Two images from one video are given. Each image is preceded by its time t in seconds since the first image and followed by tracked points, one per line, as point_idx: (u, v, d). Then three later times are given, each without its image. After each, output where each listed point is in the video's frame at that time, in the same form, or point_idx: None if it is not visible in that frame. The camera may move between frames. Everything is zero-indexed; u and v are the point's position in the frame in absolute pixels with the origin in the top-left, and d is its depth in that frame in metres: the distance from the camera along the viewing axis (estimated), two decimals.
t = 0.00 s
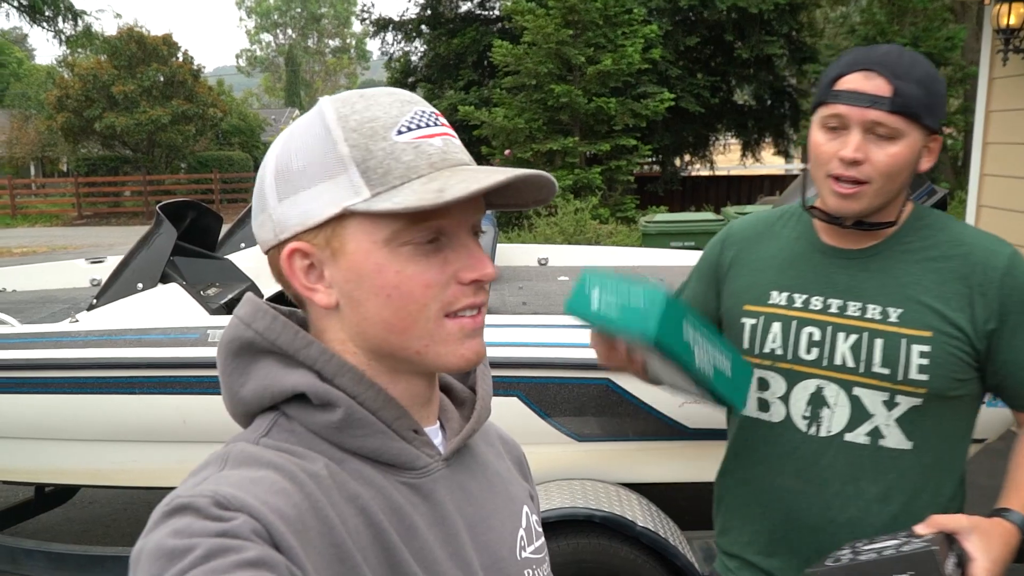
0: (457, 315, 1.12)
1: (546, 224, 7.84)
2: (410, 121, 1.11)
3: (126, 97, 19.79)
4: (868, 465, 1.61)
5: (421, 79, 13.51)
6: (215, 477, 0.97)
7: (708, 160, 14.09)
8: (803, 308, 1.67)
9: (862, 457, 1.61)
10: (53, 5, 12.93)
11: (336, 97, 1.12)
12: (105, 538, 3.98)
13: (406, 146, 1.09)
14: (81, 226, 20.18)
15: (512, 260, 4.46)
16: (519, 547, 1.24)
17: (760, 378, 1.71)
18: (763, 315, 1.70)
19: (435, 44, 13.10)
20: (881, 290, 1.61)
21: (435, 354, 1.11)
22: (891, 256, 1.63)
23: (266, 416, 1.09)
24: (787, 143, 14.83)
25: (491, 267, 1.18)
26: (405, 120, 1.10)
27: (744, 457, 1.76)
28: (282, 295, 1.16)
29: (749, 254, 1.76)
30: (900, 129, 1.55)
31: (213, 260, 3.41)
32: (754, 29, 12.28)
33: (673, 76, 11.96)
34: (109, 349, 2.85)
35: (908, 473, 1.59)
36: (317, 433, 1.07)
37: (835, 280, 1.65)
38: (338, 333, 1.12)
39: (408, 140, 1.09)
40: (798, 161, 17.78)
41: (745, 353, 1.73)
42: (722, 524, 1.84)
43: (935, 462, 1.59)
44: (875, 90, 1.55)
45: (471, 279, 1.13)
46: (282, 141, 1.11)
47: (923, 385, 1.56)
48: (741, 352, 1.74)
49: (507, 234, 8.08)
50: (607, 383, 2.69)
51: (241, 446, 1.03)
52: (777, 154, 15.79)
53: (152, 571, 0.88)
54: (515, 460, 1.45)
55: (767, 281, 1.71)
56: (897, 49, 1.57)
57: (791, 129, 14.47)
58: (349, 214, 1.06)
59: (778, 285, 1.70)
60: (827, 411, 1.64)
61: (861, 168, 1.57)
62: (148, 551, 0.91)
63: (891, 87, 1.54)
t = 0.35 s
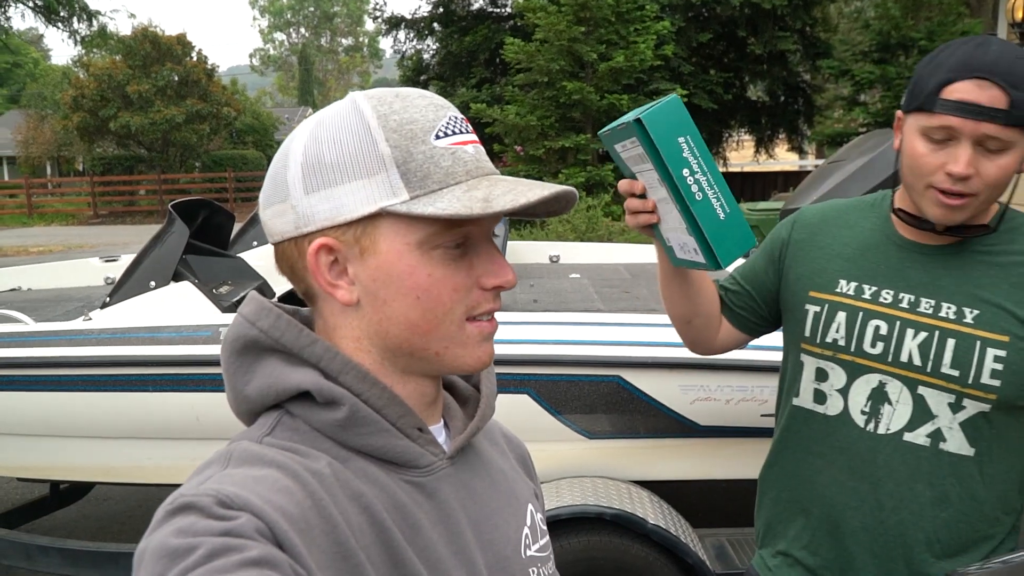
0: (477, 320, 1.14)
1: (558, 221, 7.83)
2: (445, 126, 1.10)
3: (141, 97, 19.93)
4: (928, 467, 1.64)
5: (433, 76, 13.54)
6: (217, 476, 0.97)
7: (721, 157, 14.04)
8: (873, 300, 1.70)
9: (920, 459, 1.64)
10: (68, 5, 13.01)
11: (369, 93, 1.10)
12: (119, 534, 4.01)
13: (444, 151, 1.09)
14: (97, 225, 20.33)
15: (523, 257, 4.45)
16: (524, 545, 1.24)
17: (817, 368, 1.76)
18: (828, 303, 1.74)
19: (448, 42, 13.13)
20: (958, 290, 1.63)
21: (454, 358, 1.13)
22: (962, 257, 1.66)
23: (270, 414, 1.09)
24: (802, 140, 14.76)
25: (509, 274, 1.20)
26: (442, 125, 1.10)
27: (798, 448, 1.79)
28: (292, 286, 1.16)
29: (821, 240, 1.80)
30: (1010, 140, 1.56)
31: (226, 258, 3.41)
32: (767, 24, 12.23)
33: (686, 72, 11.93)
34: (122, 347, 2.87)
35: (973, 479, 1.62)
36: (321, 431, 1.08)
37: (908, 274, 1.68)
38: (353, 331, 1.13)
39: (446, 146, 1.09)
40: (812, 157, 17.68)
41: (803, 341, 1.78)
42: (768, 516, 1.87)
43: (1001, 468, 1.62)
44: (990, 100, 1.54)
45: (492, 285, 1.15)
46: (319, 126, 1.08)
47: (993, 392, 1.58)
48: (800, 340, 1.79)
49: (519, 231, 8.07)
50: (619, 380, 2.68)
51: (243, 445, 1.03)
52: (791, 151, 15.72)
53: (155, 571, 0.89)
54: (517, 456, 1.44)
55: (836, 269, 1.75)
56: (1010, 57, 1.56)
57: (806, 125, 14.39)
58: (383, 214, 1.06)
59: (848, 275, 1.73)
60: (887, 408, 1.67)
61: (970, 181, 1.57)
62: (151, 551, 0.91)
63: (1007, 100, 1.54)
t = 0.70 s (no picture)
0: (499, 321, 1.15)
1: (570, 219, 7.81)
2: (475, 131, 1.10)
3: (155, 92, 20.04)
4: (962, 471, 1.64)
5: (446, 73, 13.54)
6: (223, 475, 0.97)
7: (734, 155, 13.97)
8: (912, 301, 1.68)
9: (955, 465, 1.64)
10: (83, 0, 13.08)
11: (400, 91, 1.10)
12: (130, 527, 4.03)
13: (476, 155, 1.10)
14: (111, 220, 20.43)
15: (534, 254, 4.44)
16: (530, 543, 1.24)
17: (849, 368, 1.74)
18: (864, 302, 1.72)
19: (461, 38, 13.12)
20: (1002, 291, 1.62)
21: (474, 357, 1.13)
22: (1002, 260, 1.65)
23: (277, 413, 1.09)
24: (816, 138, 14.67)
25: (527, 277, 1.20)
26: (473, 130, 1.10)
27: (826, 450, 1.78)
28: (306, 283, 1.14)
29: (860, 235, 1.78)
30: None
31: (238, 253, 3.41)
32: (781, 23, 12.18)
33: (699, 70, 11.89)
34: (134, 341, 2.88)
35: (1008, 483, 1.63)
36: (328, 429, 1.08)
37: (949, 276, 1.67)
38: (372, 330, 1.13)
39: (477, 150, 1.10)
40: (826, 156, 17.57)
41: (835, 339, 1.76)
42: (791, 516, 1.86)
43: None
44: None
45: (512, 290, 1.15)
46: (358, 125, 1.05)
47: None
48: (832, 338, 1.77)
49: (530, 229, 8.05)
50: (629, 379, 2.67)
51: (248, 444, 1.04)
52: (804, 150, 15.63)
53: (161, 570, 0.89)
54: (525, 456, 1.44)
55: (876, 267, 1.73)
56: None
57: (820, 124, 14.31)
58: (418, 215, 1.06)
59: (886, 274, 1.72)
60: (921, 412, 1.66)
61: None
62: (157, 551, 0.91)
63: None
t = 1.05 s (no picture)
0: (513, 318, 1.16)
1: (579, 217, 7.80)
2: (500, 131, 1.12)
3: (164, 90, 20.14)
4: (983, 473, 1.64)
5: (455, 71, 13.56)
6: (234, 468, 0.98)
7: (743, 153, 13.94)
8: (929, 304, 1.68)
9: (976, 466, 1.64)
10: None
11: (428, 86, 1.10)
12: (139, 523, 4.05)
13: (502, 153, 1.11)
14: (120, 217, 20.51)
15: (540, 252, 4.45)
16: (538, 535, 1.24)
17: (867, 373, 1.74)
18: (880, 307, 1.72)
19: (469, 37, 13.14)
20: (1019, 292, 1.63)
21: (489, 353, 1.14)
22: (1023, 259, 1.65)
23: (287, 405, 1.10)
24: (825, 137, 14.62)
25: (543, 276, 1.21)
26: (498, 129, 1.11)
27: (841, 451, 1.78)
28: (322, 273, 1.14)
29: (872, 239, 1.78)
30: None
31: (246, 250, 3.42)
32: (790, 21, 12.15)
33: (708, 69, 11.88)
34: (145, 336, 2.91)
35: None
36: (338, 420, 1.09)
37: (968, 278, 1.67)
38: (389, 324, 1.13)
39: (503, 148, 1.11)
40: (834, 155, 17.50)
41: (851, 345, 1.76)
42: (807, 518, 1.86)
43: None
44: None
45: (527, 288, 1.16)
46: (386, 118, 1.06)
47: None
48: (846, 343, 1.77)
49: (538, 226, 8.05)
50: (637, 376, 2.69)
51: (259, 437, 1.05)
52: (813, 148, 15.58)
53: (171, 562, 0.89)
54: (532, 450, 1.44)
55: (888, 272, 1.74)
56: None
57: (829, 123, 14.26)
58: (444, 209, 1.07)
59: (901, 278, 1.72)
60: (942, 416, 1.66)
61: None
62: (168, 542, 0.92)
63: None
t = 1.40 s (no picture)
0: (520, 313, 1.17)
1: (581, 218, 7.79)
2: (512, 127, 1.12)
3: (168, 92, 20.19)
4: (973, 471, 1.63)
5: (458, 73, 13.59)
6: (235, 460, 1.00)
7: (746, 155, 13.95)
8: (918, 300, 1.69)
9: (966, 463, 1.63)
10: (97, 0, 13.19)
11: (441, 82, 1.11)
12: (142, 523, 4.06)
13: (513, 151, 1.11)
14: (124, 219, 20.55)
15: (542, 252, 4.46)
16: (538, 532, 1.25)
17: (857, 371, 1.75)
18: (869, 304, 1.74)
19: (472, 39, 13.17)
20: (1009, 289, 1.63)
21: (494, 348, 1.15)
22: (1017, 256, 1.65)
23: (289, 398, 1.11)
24: (828, 138, 14.61)
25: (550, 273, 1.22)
26: (509, 126, 1.12)
27: (834, 449, 1.78)
28: (329, 266, 1.15)
29: (860, 239, 1.80)
30: None
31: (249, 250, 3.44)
32: (793, 23, 12.17)
33: (710, 70, 11.89)
34: (147, 335, 2.92)
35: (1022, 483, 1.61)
36: (339, 414, 1.10)
37: (956, 274, 1.68)
38: (395, 318, 1.14)
39: (514, 145, 1.12)
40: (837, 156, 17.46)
41: (841, 343, 1.78)
42: (802, 520, 1.86)
43: None
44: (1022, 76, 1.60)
45: (534, 283, 1.17)
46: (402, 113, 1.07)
47: None
48: (837, 342, 1.79)
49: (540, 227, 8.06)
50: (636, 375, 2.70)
51: (259, 430, 1.06)
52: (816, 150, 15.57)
53: (173, 552, 0.91)
54: (533, 446, 1.45)
55: (875, 269, 1.76)
56: None
57: (831, 124, 14.24)
58: (454, 204, 1.08)
59: (890, 276, 1.73)
60: (931, 413, 1.66)
61: (1013, 160, 1.60)
62: (168, 534, 0.93)
63: None
